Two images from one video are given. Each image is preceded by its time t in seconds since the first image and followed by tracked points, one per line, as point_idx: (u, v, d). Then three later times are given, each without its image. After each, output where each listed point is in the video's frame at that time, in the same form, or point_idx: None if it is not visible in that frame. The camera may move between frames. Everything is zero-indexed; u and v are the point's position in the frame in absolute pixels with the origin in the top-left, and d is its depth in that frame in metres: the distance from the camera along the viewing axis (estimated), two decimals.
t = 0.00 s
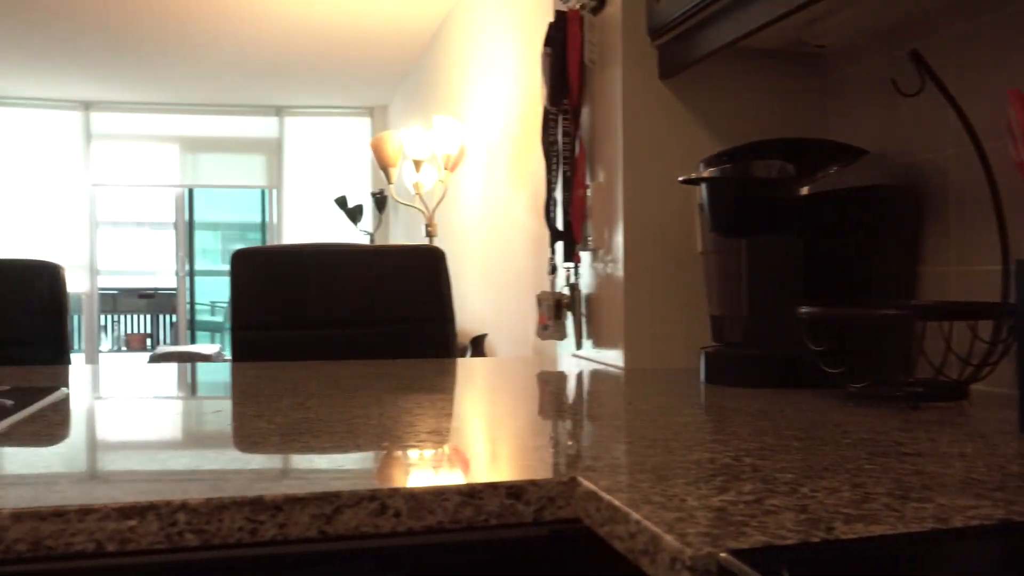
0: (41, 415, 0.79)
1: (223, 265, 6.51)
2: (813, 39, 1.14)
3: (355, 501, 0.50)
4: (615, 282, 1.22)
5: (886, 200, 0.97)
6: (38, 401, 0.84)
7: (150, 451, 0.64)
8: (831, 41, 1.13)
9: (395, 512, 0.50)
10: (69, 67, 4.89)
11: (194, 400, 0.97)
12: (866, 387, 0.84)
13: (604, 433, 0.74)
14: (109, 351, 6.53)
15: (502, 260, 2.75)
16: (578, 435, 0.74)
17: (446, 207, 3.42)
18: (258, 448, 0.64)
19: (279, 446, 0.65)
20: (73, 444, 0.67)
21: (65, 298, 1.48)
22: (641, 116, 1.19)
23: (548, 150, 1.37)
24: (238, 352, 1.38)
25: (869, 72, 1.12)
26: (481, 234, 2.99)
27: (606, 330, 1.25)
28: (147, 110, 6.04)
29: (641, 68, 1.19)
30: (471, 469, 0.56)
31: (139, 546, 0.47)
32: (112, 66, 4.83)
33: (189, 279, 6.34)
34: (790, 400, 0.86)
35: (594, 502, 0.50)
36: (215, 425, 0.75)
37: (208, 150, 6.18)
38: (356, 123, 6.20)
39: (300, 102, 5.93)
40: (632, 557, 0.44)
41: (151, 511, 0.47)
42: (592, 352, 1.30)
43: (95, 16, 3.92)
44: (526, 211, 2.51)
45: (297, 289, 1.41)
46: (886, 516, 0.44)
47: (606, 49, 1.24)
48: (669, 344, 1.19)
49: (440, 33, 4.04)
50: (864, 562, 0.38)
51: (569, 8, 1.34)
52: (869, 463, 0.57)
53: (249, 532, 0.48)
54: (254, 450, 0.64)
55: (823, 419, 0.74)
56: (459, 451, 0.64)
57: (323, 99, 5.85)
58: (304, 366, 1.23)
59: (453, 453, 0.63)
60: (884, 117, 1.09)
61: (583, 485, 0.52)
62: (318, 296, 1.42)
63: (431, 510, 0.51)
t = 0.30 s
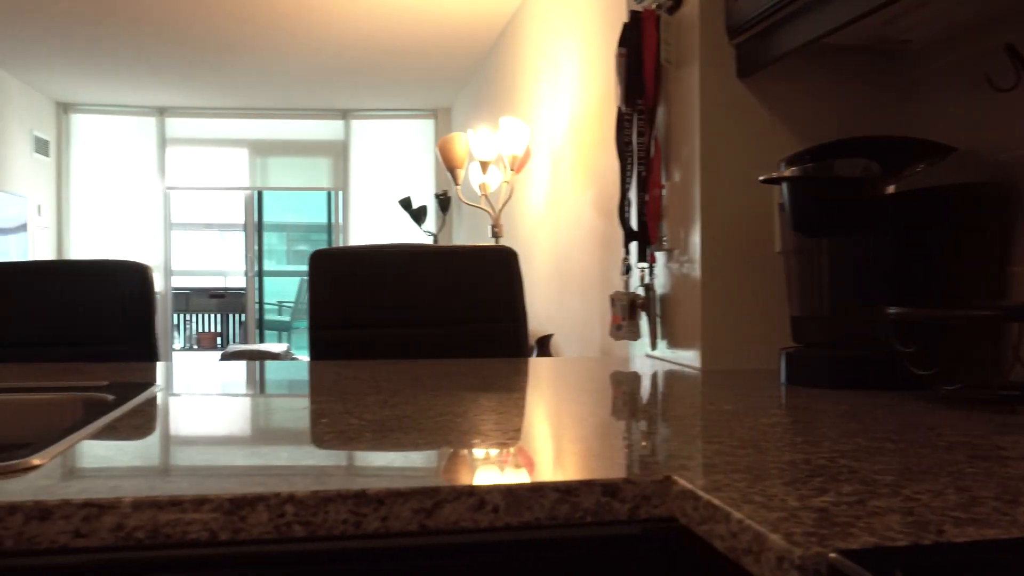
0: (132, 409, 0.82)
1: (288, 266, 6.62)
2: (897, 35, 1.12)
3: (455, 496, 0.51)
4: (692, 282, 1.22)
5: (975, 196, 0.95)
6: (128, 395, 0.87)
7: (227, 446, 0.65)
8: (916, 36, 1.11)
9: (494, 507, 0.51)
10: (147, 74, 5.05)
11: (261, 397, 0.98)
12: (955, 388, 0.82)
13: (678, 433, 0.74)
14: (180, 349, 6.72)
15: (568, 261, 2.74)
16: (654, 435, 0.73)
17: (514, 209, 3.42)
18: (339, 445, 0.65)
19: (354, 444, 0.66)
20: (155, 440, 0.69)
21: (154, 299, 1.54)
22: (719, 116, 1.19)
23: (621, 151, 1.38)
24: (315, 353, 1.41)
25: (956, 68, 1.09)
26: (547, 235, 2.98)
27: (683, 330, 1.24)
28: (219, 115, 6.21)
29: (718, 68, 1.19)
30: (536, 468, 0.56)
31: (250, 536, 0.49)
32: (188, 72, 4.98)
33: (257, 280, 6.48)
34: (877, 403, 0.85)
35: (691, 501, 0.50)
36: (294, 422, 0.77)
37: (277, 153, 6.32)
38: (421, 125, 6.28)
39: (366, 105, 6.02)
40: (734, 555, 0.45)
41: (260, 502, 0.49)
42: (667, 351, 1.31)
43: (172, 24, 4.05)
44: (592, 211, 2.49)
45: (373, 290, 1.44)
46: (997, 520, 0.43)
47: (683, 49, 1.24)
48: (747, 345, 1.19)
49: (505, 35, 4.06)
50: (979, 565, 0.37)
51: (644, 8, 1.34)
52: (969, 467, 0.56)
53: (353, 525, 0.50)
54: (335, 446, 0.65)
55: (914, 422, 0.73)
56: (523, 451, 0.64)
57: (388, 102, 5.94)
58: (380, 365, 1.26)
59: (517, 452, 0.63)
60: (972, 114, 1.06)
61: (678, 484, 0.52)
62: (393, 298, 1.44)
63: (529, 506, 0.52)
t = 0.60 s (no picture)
0: (219, 402, 0.84)
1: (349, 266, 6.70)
2: (986, 25, 1.09)
3: (551, 489, 0.51)
4: (771, 279, 1.20)
5: None
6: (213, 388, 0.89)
7: (287, 442, 0.65)
8: (1007, 25, 1.07)
9: (590, 501, 0.51)
10: (219, 78, 5.18)
11: (331, 393, 0.98)
12: None
13: (754, 433, 0.71)
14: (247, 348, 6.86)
15: (635, 260, 2.72)
16: (728, 435, 0.71)
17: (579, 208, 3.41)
18: (404, 442, 0.64)
19: (419, 442, 0.64)
20: (238, 433, 0.70)
21: (231, 295, 1.58)
22: (798, 111, 1.18)
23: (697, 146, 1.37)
24: (387, 351, 1.42)
25: None
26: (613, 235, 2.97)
27: (761, 330, 1.23)
28: (285, 118, 6.35)
29: (798, 63, 1.17)
30: (600, 468, 0.54)
31: (351, 525, 0.50)
32: (256, 76, 5.10)
33: (321, 280, 6.60)
34: (969, 402, 0.82)
35: (790, 497, 0.50)
36: (368, 417, 0.77)
37: (340, 155, 6.42)
38: (481, 126, 6.32)
39: (428, 107, 6.09)
40: (839, 552, 0.44)
41: (359, 493, 0.50)
42: (743, 349, 1.29)
43: (242, 30, 4.15)
44: (658, 211, 2.47)
45: (443, 289, 1.45)
46: None
47: (761, 44, 1.23)
48: (828, 343, 1.17)
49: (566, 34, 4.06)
50: None
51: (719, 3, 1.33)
52: None
53: (451, 515, 0.50)
54: (402, 442, 0.64)
55: (1014, 422, 0.71)
56: (588, 451, 0.61)
57: (450, 104, 5.99)
58: (452, 363, 1.26)
59: (582, 452, 0.60)
60: None
61: (776, 480, 0.52)
62: (464, 296, 1.45)
63: (625, 500, 0.51)
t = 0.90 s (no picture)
0: (287, 399, 0.86)
1: (405, 266, 6.70)
2: None
3: (622, 486, 0.51)
4: (838, 278, 1.18)
5: None
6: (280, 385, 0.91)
7: (343, 441, 0.65)
8: None
9: (660, 499, 0.51)
10: (281, 83, 5.29)
11: (389, 393, 0.99)
12: None
13: (818, 435, 0.70)
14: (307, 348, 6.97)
15: (693, 259, 2.70)
16: (793, 436, 0.69)
17: (637, 207, 3.40)
18: (461, 442, 0.64)
19: (476, 441, 0.64)
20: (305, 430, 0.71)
21: (296, 292, 1.62)
22: (865, 107, 1.16)
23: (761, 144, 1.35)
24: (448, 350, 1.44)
25: None
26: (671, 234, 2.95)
27: (827, 329, 1.21)
28: (345, 120, 6.46)
29: (866, 57, 1.16)
30: (662, 467, 0.54)
31: (424, 519, 0.51)
32: (316, 80, 5.19)
33: (380, 280, 6.63)
34: None
35: (866, 497, 0.49)
36: (431, 416, 0.78)
37: (398, 157, 6.49)
38: (538, 126, 6.33)
39: (485, 108, 6.12)
40: (919, 554, 0.43)
41: (433, 487, 0.50)
42: (809, 349, 1.27)
43: (304, 34, 4.23)
44: (717, 209, 2.45)
45: (503, 289, 1.46)
46: None
47: (828, 40, 1.21)
48: (898, 343, 1.14)
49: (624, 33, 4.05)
50: None
51: None
52: None
53: (522, 511, 0.51)
54: (465, 440, 0.65)
55: None
56: (646, 452, 0.60)
57: (506, 104, 6.02)
58: (512, 362, 1.27)
59: (639, 453, 0.60)
60: None
61: (851, 481, 0.51)
62: (524, 295, 1.46)
63: (696, 498, 0.51)
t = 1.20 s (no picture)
0: (347, 394, 0.86)
1: (450, 266, 6.82)
2: None
3: (692, 482, 0.51)
4: (900, 275, 1.16)
5: None
6: (339, 381, 0.92)
7: (390, 439, 0.64)
8: None
9: (731, 495, 0.51)
10: (328, 85, 5.35)
11: (432, 391, 0.97)
12: None
13: (882, 434, 0.68)
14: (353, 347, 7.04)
15: (743, 258, 2.67)
16: (857, 435, 0.68)
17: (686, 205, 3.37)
18: (513, 439, 0.63)
19: (528, 438, 0.64)
20: (360, 426, 0.72)
21: (350, 293, 1.64)
22: (928, 101, 1.13)
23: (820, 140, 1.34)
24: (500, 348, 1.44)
25: None
26: (720, 233, 2.92)
27: (888, 328, 1.19)
28: (390, 121, 6.51)
29: (929, 50, 1.13)
30: (728, 462, 0.53)
31: (493, 512, 0.51)
32: (364, 81, 5.25)
33: (425, 280, 6.64)
34: None
35: (945, 496, 0.48)
36: (484, 413, 0.77)
37: (444, 157, 6.52)
38: (583, 125, 6.31)
39: (530, 108, 6.13)
40: (1004, 554, 0.42)
41: (502, 481, 0.51)
42: (868, 348, 1.25)
43: (352, 36, 4.28)
44: (768, 208, 2.42)
45: (556, 286, 1.46)
46: None
47: (889, 34, 1.19)
48: (963, 342, 1.12)
49: (672, 30, 4.02)
50: None
51: None
52: None
53: (592, 506, 0.51)
54: (525, 437, 0.64)
55: None
56: (695, 452, 0.59)
57: (552, 104, 6.02)
58: (564, 360, 1.27)
59: (688, 453, 0.58)
60: None
61: (927, 479, 0.50)
62: (576, 293, 1.46)
63: (768, 495, 0.51)
